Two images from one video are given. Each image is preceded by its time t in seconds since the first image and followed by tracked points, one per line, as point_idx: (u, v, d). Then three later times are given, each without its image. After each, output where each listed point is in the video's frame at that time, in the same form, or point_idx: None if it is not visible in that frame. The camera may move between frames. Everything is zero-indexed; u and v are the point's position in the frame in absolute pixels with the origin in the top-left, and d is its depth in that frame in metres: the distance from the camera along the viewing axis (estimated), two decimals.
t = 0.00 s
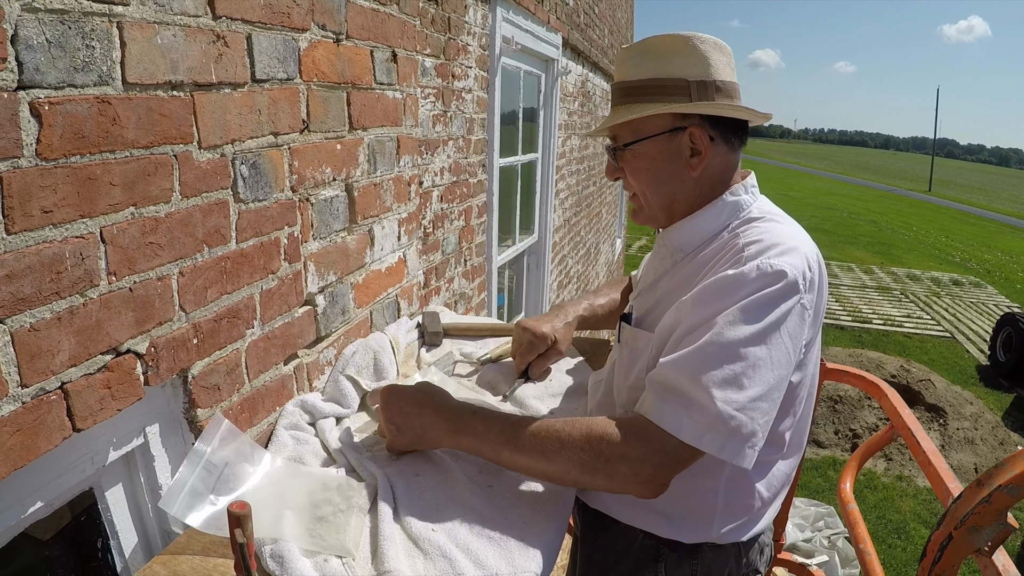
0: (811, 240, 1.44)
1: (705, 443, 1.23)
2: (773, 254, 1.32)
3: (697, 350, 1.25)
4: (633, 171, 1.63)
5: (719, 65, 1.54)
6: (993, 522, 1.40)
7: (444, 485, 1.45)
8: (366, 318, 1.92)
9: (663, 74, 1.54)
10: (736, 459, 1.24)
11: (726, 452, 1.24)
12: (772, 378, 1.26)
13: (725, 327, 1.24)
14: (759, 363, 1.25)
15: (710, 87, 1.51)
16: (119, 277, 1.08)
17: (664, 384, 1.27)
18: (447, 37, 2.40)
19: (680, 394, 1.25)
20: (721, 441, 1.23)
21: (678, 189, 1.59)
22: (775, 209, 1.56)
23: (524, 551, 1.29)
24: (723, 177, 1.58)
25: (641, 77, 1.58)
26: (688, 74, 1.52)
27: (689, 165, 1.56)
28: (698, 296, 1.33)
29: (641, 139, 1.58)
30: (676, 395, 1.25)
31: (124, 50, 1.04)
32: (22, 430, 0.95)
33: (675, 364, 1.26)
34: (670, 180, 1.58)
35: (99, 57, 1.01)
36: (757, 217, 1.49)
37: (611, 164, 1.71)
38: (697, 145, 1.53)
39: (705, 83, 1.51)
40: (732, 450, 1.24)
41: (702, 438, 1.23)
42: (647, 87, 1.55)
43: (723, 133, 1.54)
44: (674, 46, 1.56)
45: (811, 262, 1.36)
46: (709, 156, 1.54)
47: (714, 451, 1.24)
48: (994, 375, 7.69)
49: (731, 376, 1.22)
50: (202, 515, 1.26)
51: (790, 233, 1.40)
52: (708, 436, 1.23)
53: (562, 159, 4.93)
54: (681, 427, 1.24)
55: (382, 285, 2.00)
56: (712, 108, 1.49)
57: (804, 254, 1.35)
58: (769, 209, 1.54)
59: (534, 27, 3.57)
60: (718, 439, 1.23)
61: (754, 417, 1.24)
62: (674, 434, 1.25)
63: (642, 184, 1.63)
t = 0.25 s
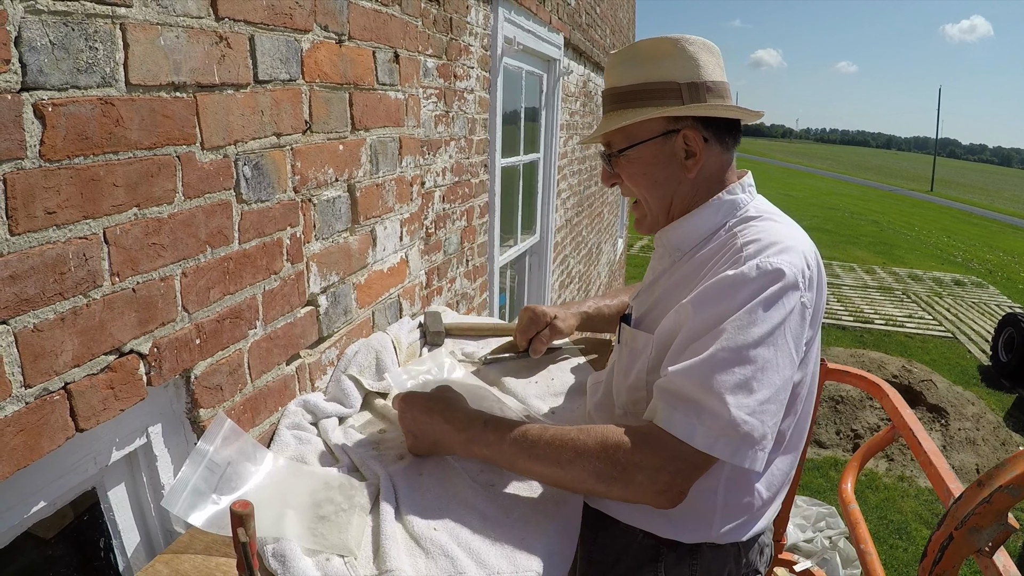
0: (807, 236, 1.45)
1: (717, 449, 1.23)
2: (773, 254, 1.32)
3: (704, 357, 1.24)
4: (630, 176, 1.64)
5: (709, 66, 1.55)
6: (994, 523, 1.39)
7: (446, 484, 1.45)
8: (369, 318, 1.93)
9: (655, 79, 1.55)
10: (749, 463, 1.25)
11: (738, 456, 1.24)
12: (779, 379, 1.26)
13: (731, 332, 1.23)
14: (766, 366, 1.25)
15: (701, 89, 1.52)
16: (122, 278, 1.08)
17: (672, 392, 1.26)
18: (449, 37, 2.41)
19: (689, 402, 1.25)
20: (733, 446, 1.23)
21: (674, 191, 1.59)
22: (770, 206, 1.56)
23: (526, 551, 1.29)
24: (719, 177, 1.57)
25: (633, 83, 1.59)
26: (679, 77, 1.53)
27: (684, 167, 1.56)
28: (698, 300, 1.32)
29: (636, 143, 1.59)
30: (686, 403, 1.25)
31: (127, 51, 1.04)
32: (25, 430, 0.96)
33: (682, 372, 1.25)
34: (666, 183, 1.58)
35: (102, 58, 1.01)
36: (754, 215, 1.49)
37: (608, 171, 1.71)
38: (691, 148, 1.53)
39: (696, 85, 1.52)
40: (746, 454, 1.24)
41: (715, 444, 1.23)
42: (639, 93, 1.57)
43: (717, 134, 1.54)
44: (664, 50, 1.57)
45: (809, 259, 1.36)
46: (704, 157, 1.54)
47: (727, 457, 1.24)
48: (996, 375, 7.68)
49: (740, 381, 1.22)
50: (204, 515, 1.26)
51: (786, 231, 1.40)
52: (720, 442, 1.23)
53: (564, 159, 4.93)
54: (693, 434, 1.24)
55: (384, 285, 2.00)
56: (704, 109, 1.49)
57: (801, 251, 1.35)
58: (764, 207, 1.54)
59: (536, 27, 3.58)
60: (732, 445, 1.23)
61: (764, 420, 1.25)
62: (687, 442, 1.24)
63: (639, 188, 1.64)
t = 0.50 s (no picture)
0: (809, 236, 1.44)
1: (722, 453, 1.23)
2: (775, 256, 1.31)
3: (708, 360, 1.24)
4: (628, 179, 1.63)
5: (705, 66, 1.54)
6: (999, 525, 1.38)
7: (447, 484, 1.45)
8: (370, 318, 1.92)
9: (651, 81, 1.54)
10: (754, 467, 1.24)
11: (744, 460, 1.23)
12: (783, 382, 1.26)
13: (735, 335, 1.23)
14: (771, 369, 1.24)
15: (697, 90, 1.51)
16: (123, 277, 1.08)
17: (676, 394, 1.26)
18: (451, 36, 2.40)
19: (693, 406, 1.24)
20: (738, 450, 1.23)
21: (673, 193, 1.58)
22: (771, 205, 1.55)
23: (527, 552, 1.28)
24: (718, 178, 1.56)
25: (629, 86, 1.58)
26: (675, 78, 1.52)
27: (683, 169, 1.55)
28: (700, 302, 1.32)
29: (633, 146, 1.58)
30: (690, 407, 1.24)
31: (128, 49, 1.04)
32: (25, 429, 0.95)
33: (686, 376, 1.24)
34: (665, 185, 1.58)
35: (103, 57, 1.00)
36: (755, 215, 1.48)
37: (606, 173, 1.71)
38: (689, 149, 1.52)
39: (693, 86, 1.51)
40: (751, 458, 1.24)
41: (719, 448, 1.23)
42: (635, 95, 1.56)
43: (715, 135, 1.53)
44: (659, 51, 1.56)
45: (811, 261, 1.35)
46: (702, 158, 1.53)
47: (732, 461, 1.23)
48: (998, 376, 7.66)
49: (745, 385, 1.22)
50: (204, 515, 1.26)
51: (788, 232, 1.39)
52: (725, 446, 1.23)
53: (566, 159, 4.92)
54: (697, 438, 1.23)
55: (385, 285, 2.00)
56: (700, 110, 1.48)
57: (804, 253, 1.34)
58: (765, 206, 1.53)
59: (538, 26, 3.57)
60: (736, 450, 1.22)
61: (769, 424, 1.24)
62: (690, 446, 1.24)
63: (638, 191, 1.63)
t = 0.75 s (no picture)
0: (804, 231, 1.43)
1: (739, 462, 1.22)
2: (774, 255, 1.30)
3: (719, 369, 1.23)
4: (624, 179, 1.63)
5: (699, 65, 1.54)
6: (1003, 528, 1.37)
7: (447, 485, 1.44)
8: (370, 318, 1.91)
9: (645, 81, 1.54)
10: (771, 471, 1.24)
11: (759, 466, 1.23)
12: (792, 385, 1.25)
13: (743, 342, 1.22)
14: (779, 373, 1.23)
15: (692, 89, 1.50)
16: (121, 277, 1.07)
17: (689, 405, 1.26)
18: (451, 35, 2.39)
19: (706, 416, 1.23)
20: (754, 457, 1.22)
21: (669, 193, 1.57)
22: (765, 202, 1.55)
23: (528, 553, 1.27)
24: (714, 178, 1.55)
25: (623, 86, 1.58)
26: (669, 78, 1.52)
27: (678, 168, 1.54)
28: (701, 306, 1.30)
29: (628, 146, 1.58)
30: (704, 417, 1.24)
31: (126, 47, 1.03)
32: (22, 430, 0.95)
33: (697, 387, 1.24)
34: (661, 185, 1.57)
35: (101, 55, 1.00)
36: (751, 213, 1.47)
37: (603, 174, 1.71)
38: (684, 149, 1.51)
39: (687, 85, 1.50)
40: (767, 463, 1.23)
41: (734, 457, 1.22)
42: (630, 95, 1.55)
43: (710, 134, 1.52)
44: (654, 51, 1.56)
45: (808, 258, 1.35)
46: (697, 158, 1.52)
47: (748, 468, 1.23)
48: (999, 376, 7.65)
49: (756, 392, 1.21)
50: (203, 516, 1.25)
51: (783, 229, 1.39)
52: (740, 453, 1.22)
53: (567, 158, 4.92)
54: (712, 447, 1.22)
55: (385, 285, 1.99)
56: (695, 109, 1.47)
57: (801, 250, 1.34)
58: (760, 204, 1.53)
59: (539, 25, 3.56)
60: (752, 457, 1.22)
61: (780, 428, 1.24)
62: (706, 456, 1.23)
63: (634, 191, 1.62)
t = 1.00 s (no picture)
0: (808, 232, 1.43)
1: (752, 466, 1.22)
2: (782, 257, 1.29)
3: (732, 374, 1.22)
4: (629, 178, 1.62)
5: (705, 63, 1.53)
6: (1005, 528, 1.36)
7: (447, 485, 1.43)
8: (370, 317, 1.91)
9: (651, 78, 1.53)
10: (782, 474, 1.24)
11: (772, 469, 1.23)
12: (802, 387, 1.25)
13: (756, 346, 1.22)
14: (790, 376, 1.23)
15: (699, 86, 1.50)
16: (119, 277, 1.07)
17: (703, 410, 1.25)
18: (451, 34, 2.39)
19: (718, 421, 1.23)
20: (766, 460, 1.22)
21: (675, 191, 1.57)
22: (768, 201, 1.55)
23: (528, 552, 1.27)
24: (719, 176, 1.55)
25: (629, 84, 1.57)
26: (675, 75, 1.51)
27: (685, 166, 1.53)
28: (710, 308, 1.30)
29: (634, 144, 1.57)
30: (718, 422, 1.23)
31: (124, 46, 1.03)
32: (19, 430, 0.94)
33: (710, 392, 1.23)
34: (667, 183, 1.56)
35: (99, 54, 0.99)
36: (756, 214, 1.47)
37: (606, 173, 1.69)
38: (691, 146, 1.51)
39: (694, 83, 1.50)
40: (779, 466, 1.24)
41: (747, 460, 1.22)
42: (636, 93, 1.55)
43: (717, 132, 1.52)
44: (659, 48, 1.55)
45: (815, 258, 1.35)
46: (704, 156, 1.52)
47: (761, 471, 1.23)
48: (999, 375, 7.64)
49: (769, 395, 1.21)
50: (202, 516, 1.25)
51: (788, 230, 1.38)
52: (754, 457, 1.22)
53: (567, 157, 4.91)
54: (725, 451, 1.22)
55: (385, 284, 1.98)
56: (703, 107, 1.47)
57: (807, 250, 1.34)
58: (763, 203, 1.52)
59: (539, 24, 3.55)
60: (765, 460, 1.22)
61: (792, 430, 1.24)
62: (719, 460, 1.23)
63: (639, 190, 1.62)
